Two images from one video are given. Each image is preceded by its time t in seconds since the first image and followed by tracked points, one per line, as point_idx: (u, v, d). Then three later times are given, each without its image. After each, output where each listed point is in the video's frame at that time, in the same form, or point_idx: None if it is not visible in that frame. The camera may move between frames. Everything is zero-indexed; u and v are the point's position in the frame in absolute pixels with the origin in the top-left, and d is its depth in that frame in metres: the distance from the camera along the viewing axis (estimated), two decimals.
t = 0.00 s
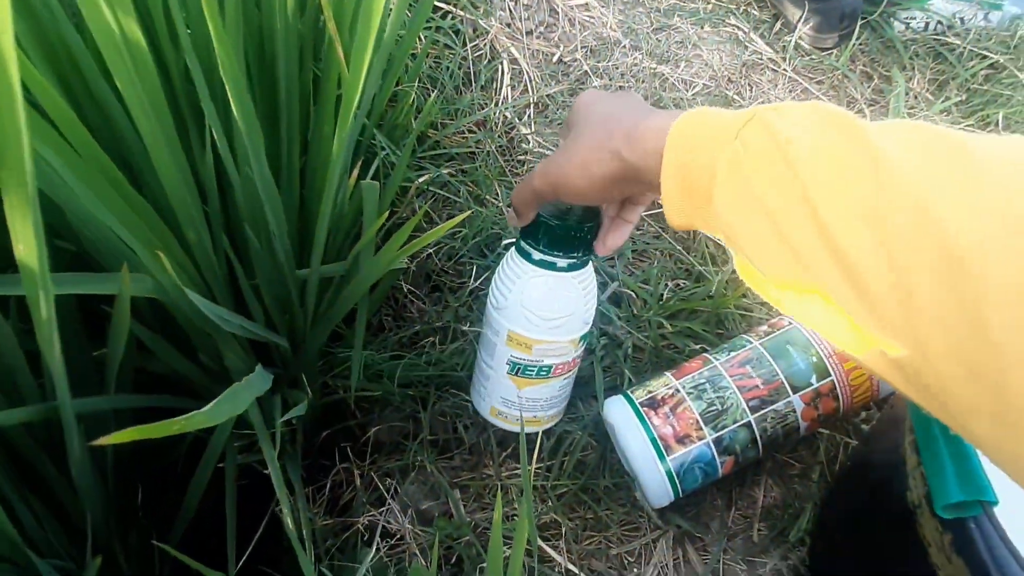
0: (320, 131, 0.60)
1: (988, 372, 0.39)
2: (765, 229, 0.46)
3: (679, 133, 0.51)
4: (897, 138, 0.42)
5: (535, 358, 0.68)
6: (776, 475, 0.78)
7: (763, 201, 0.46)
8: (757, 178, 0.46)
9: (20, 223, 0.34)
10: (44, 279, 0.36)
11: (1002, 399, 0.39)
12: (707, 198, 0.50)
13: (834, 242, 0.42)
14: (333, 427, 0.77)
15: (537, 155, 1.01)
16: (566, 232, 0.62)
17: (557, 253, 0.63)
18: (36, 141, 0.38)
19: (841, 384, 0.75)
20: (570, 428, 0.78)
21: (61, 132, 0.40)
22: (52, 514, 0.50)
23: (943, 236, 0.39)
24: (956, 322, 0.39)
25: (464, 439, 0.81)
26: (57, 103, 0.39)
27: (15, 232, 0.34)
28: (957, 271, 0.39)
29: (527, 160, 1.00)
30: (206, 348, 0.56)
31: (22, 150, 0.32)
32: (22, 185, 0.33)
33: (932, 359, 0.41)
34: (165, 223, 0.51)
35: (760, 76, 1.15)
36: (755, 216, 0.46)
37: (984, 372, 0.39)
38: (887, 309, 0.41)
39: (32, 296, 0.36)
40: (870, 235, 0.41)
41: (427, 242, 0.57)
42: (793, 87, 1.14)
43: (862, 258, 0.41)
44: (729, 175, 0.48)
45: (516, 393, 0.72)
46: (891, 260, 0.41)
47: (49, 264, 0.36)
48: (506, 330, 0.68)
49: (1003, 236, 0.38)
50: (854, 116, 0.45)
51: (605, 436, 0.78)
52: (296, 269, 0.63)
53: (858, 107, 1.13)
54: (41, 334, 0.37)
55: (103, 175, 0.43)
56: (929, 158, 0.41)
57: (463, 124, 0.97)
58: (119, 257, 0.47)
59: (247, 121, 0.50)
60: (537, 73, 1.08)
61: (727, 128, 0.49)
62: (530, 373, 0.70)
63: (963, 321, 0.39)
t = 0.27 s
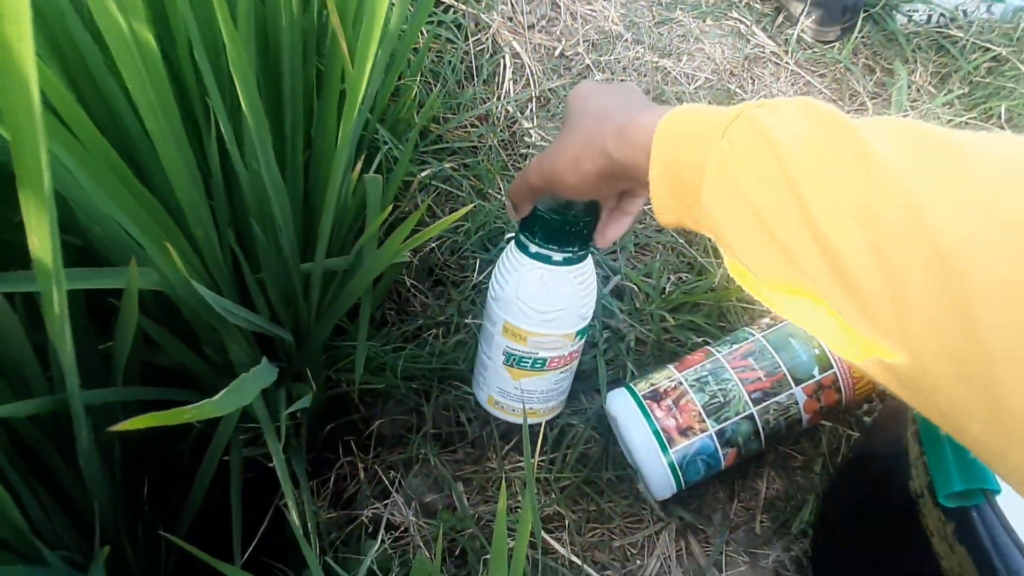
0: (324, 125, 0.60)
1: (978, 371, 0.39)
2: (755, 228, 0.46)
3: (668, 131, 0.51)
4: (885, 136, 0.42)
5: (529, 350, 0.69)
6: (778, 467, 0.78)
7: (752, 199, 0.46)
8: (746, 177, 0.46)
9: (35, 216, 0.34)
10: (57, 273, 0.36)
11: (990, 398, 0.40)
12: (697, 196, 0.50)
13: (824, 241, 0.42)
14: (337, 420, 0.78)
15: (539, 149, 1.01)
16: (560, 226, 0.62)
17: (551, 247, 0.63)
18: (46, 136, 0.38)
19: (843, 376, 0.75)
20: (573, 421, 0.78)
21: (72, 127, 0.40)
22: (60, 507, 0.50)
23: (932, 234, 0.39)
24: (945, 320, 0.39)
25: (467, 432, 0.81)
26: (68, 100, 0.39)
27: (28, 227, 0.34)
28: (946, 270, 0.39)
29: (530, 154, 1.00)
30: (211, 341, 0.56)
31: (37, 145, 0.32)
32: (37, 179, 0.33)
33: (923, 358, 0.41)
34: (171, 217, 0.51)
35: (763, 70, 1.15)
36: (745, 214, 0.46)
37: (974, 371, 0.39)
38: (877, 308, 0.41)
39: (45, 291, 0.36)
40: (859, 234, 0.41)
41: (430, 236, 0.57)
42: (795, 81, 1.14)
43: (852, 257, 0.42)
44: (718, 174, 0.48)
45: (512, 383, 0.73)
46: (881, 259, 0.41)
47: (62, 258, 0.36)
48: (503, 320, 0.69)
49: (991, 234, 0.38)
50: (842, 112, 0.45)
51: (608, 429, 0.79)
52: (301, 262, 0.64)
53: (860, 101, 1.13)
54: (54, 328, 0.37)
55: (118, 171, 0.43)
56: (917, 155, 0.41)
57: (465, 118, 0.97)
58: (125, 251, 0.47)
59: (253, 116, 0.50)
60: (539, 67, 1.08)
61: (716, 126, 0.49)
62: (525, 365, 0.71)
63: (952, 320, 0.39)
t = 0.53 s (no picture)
0: (324, 115, 0.60)
1: (983, 363, 0.39)
2: (757, 219, 0.46)
3: (671, 121, 0.51)
4: (889, 125, 0.42)
5: (522, 337, 0.69)
6: (780, 460, 0.78)
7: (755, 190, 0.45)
8: (749, 167, 0.46)
9: (27, 203, 0.34)
10: (51, 258, 0.36)
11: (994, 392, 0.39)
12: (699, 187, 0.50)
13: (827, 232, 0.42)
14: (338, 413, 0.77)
15: (540, 141, 1.00)
16: (559, 215, 0.61)
17: (549, 236, 0.63)
18: (39, 123, 0.38)
19: (846, 368, 0.75)
20: (574, 413, 0.78)
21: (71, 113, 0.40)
22: (60, 497, 0.50)
23: (936, 225, 0.39)
24: (949, 312, 0.39)
25: (468, 425, 0.81)
26: (68, 86, 0.39)
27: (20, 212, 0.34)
28: (949, 261, 0.39)
29: (532, 146, 1.00)
30: (211, 332, 0.56)
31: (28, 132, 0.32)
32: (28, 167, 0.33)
33: (926, 350, 0.40)
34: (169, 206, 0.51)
35: (765, 61, 1.14)
36: (747, 205, 0.46)
37: (978, 364, 0.39)
38: (880, 299, 0.41)
39: (38, 275, 0.36)
40: (862, 224, 0.41)
41: (430, 226, 0.56)
42: (798, 72, 1.14)
43: (855, 248, 0.41)
44: (721, 164, 0.48)
45: (504, 368, 0.73)
46: (884, 250, 0.40)
47: (56, 244, 0.36)
48: (499, 305, 0.68)
49: (995, 225, 0.38)
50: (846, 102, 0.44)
51: (609, 421, 0.78)
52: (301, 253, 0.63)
53: (864, 92, 1.13)
54: (48, 313, 0.37)
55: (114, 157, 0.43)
56: (922, 145, 0.41)
57: (465, 110, 0.97)
58: (125, 239, 0.47)
59: (251, 103, 0.49)
60: (540, 59, 1.08)
61: (718, 116, 0.48)
62: (518, 351, 0.70)
63: (956, 311, 0.39)
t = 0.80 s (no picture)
0: (323, 102, 0.60)
1: (993, 356, 0.38)
2: (768, 210, 0.45)
3: (682, 112, 0.51)
4: (901, 115, 0.41)
5: (520, 319, 0.69)
6: (782, 450, 0.78)
7: (765, 181, 0.45)
8: (759, 158, 0.46)
9: (20, 182, 0.33)
10: (45, 239, 0.35)
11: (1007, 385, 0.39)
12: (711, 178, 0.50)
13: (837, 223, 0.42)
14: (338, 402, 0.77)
15: (542, 130, 1.00)
16: (563, 198, 0.61)
17: (553, 219, 0.63)
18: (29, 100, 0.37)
19: (849, 359, 0.74)
20: (575, 403, 0.78)
21: (60, 97, 0.40)
22: (58, 483, 0.50)
23: (948, 217, 0.38)
24: (960, 305, 0.39)
25: (469, 415, 0.81)
26: (55, 68, 0.39)
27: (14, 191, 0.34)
28: (961, 253, 0.38)
29: (533, 136, 0.99)
30: (210, 320, 0.56)
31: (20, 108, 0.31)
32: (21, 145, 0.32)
33: (938, 343, 0.40)
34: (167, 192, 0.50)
35: (769, 50, 1.13)
36: (758, 196, 0.46)
37: (989, 356, 0.39)
38: (891, 291, 0.41)
39: (33, 257, 0.36)
40: (871, 216, 0.41)
41: (430, 214, 0.56)
42: (801, 61, 1.13)
43: (866, 240, 0.41)
44: (732, 156, 0.47)
45: (500, 349, 0.74)
46: (895, 242, 0.40)
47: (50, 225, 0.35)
48: (500, 285, 0.69)
49: (1009, 217, 0.37)
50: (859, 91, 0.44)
51: (610, 411, 0.78)
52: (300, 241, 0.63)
53: (868, 81, 1.12)
54: (43, 297, 0.36)
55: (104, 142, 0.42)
56: (933, 135, 0.40)
57: (466, 99, 0.96)
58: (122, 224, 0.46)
59: (247, 86, 0.49)
60: (542, 48, 1.07)
61: (730, 107, 0.48)
62: (515, 334, 0.71)
63: (967, 304, 0.38)
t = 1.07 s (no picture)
0: (327, 94, 0.59)
1: (999, 355, 0.38)
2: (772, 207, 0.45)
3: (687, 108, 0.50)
4: (906, 111, 0.41)
5: (525, 307, 0.69)
6: (787, 446, 0.78)
7: (769, 179, 0.45)
8: (763, 155, 0.45)
9: (24, 172, 0.33)
10: (50, 231, 0.35)
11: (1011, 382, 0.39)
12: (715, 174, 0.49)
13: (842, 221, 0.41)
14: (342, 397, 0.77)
15: (546, 124, 0.99)
16: (570, 185, 0.62)
17: (559, 206, 0.63)
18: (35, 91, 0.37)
19: (855, 354, 0.74)
20: (579, 398, 0.78)
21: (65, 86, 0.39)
22: (64, 478, 0.50)
23: (952, 216, 0.38)
24: (964, 304, 0.38)
25: (472, 409, 0.81)
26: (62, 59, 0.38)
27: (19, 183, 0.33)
28: (965, 252, 0.38)
29: (537, 129, 0.99)
30: (214, 314, 0.56)
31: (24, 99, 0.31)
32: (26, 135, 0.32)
33: (942, 342, 0.40)
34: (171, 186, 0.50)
35: (775, 43, 1.12)
36: (762, 194, 0.45)
37: (994, 355, 0.38)
38: (895, 290, 0.40)
39: (37, 250, 0.35)
40: (877, 214, 0.40)
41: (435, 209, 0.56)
42: (808, 54, 1.12)
43: (870, 238, 0.40)
44: (737, 153, 0.47)
45: (505, 340, 0.73)
46: (900, 241, 0.40)
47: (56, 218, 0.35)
48: (505, 273, 0.68)
49: (1012, 216, 0.37)
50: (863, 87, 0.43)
51: (614, 406, 0.78)
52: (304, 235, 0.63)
53: (874, 75, 1.11)
54: (48, 290, 0.36)
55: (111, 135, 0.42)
56: (940, 133, 0.40)
57: (470, 92, 0.96)
58: (127, 218, 0.46)
59: (253, 78, 0.48)
60: (546, 41, 1.06)
61: (734, 103, 0.48)
62: (520, 323, 0.70)
63: (972, 303, 0.38)
